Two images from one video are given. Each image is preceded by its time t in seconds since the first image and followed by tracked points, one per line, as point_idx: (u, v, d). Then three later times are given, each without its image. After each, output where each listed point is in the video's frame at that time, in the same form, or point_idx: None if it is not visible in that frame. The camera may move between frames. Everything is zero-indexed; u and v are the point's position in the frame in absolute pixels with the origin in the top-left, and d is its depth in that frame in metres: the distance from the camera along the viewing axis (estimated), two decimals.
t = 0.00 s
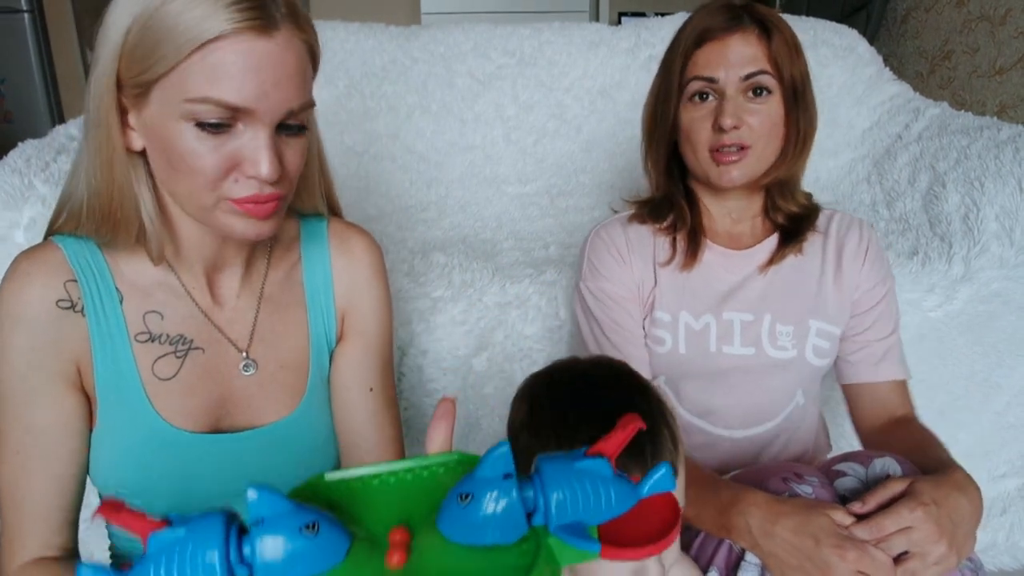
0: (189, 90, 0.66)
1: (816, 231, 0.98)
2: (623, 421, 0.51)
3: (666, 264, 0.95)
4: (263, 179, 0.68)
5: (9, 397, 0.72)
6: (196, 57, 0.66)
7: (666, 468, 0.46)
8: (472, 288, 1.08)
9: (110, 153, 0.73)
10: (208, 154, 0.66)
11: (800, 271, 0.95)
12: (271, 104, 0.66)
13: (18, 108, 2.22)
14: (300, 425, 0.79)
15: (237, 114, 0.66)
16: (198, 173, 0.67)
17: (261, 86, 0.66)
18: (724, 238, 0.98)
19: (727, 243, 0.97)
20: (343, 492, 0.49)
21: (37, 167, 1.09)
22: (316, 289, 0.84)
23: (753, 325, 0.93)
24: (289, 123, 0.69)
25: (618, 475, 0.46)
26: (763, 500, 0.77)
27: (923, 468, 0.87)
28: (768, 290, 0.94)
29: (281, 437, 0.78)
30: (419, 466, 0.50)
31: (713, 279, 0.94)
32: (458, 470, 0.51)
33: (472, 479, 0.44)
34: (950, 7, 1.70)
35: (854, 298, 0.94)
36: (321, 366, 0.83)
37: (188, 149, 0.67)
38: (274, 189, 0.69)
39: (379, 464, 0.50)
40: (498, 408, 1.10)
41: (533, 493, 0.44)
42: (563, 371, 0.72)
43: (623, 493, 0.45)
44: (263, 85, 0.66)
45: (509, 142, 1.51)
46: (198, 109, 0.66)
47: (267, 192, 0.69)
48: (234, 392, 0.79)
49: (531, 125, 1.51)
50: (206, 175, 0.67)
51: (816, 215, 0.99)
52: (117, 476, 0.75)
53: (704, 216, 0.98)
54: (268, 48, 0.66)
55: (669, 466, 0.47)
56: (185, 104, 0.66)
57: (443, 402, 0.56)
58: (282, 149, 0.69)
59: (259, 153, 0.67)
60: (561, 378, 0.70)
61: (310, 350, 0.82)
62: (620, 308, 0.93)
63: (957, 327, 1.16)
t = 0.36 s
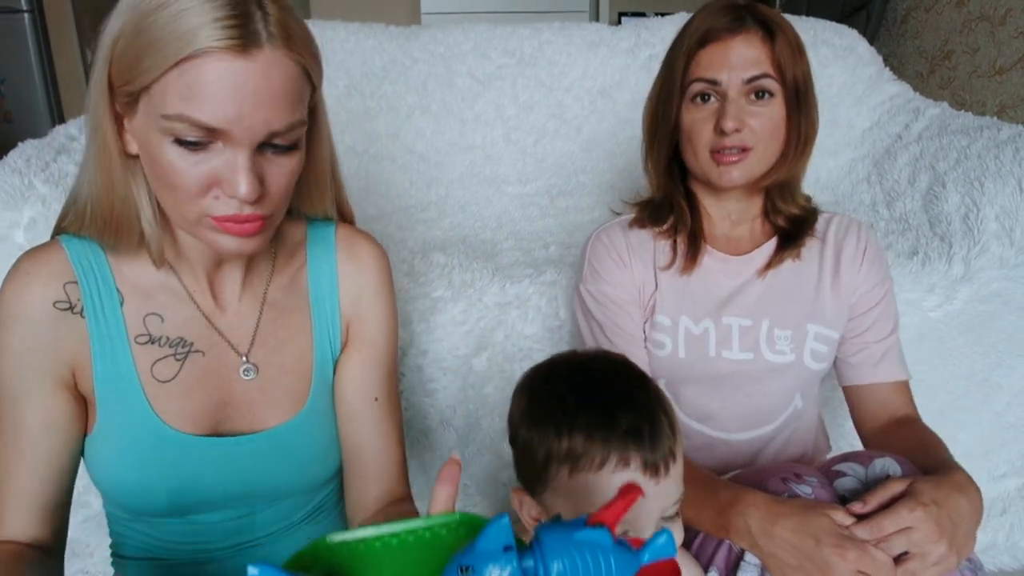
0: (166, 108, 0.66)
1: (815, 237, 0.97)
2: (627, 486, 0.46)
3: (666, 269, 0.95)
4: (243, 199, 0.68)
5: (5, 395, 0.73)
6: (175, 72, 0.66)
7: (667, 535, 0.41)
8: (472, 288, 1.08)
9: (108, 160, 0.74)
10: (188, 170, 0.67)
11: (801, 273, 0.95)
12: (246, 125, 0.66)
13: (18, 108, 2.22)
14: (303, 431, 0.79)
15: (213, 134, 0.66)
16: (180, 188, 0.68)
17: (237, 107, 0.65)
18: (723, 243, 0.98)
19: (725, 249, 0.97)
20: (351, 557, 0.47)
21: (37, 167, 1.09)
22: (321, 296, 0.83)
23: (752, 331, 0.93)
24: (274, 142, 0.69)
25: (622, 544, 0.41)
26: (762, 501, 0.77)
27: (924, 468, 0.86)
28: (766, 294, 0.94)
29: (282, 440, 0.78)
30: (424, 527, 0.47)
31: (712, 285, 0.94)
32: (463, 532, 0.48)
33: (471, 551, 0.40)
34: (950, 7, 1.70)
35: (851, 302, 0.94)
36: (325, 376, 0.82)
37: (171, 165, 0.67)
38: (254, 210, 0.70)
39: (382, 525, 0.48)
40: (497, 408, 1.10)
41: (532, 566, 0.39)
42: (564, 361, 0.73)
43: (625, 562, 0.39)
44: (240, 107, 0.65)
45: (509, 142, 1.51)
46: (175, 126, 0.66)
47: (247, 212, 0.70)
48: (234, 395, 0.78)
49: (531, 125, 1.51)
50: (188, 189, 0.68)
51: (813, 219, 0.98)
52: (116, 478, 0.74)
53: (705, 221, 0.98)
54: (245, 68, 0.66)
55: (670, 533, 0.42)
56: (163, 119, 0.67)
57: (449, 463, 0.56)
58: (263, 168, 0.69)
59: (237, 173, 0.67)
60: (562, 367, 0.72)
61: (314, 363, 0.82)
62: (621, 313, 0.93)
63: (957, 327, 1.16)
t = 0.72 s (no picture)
0: (157, 111, 0.66)
1: (814, 238, 0.97)
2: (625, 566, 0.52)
3: (666, 268, 0.95)
4: (238, 207, 0.68)
5: (13, 397, 0.73)
6: (167, 73, 0.66)
7: None
8: (472, 288, 1.08)
9: (108, 167, 0.74)
10: (185, 176, 0.67)
11: (801, 275, 0.95)
12: (238, 129, 0.66)
13: (18, 108, 2.22)
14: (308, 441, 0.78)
15: (204, 139, 0.66)
16: (177, 195, 0.68)
17: (228, 110, 0.65)
18: (721, 243, 0.98)
19: (726, 250, 0.97)
20: None
21: (37, 166, 1.09)
22: (329, 300, 0.83)
23: (751, 331, 0.93)
24: (271, 145, 0.69)
25: None
26: (763, 501, 0.77)
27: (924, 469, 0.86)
28: (765, 296, 0.94)
29: (286, 449, 0.78)
30: None
31: (712, 286, 0.94)
32: None
33: None
34: (950, 7, 1.70)
35: (850, 303, 0.94)
36: (331, 385, 0.82)
37: (168, 171, 0.68)
38: (251, 216, 0.69)
39: None
40: (497, 408, 1.10)
41: None
42: (561, 352, 0.73)
43: None
44: (231, 110, 0.65)
45: (509, 142, 1.51)
46: (167, 131, 0.66)
47: (244, 219, 0.69)
48: (240, 403, 0.79)
49: (531, 125, 1.51)
50: (185, 195, 0.68)
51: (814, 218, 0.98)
52: (119, 483, 0.74)
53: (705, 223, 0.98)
54: (237, 70, 0.66)
55: None
56: (157, 125, 0.67)
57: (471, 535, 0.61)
58: (260, 173, 0.69)
59: (233, 178, 0.67)
60: (560, 357, 0.71)
61: (322, 368, 0.82)
62: (622, 311, 0.93)
63: (957, 327, 1.16)
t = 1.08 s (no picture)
0: (163, 105, 0.67)
1: (811, 245, 0.96)
2: None
3: (665, 273, 0.95)
4: (246, 199, 0.68)
5: (17, 399, 0.74)
6: (172, 67, 0.66)
7: None
8: (472, 288, 1.08)
9: (113, 168, 0.74)
10: (192, 172, 0.67)
11: (801, 275, 0.95)
12: (245, 121, 0.66)
13: (18, 107, 2.22)
14: (311, 441, 0.78)
15: (213, 132, 0.66)
16: (185, 191, 0.68)
17: (234, 103, 0.66)
18: (719, 246, 0.98)
19: (721, 250, 0.97)
20: None
21: (37, 167, 1.09)
22: (335, 301, 0.83)
23: (750, 333, 0.93)
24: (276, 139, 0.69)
25: None
26: (762, 499, 0.77)
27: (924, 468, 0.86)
28: (762, 299, 0.94)
29: (292, 449, 0.78)
30: None
31: (711, 289, 0.94)
32: None
33: None
34: (950, 7, 1.70)
35: (848, 303, 0.94)
36: (339, 383, 0.82)
37: (171, 169, 0.68)
38: (260, 210, 0.70)
39: None
40: (498, 408, 1.10)
41: None
42: (570, 342, 0.77)
43: None
44: (238, 102, 0.66)
45: (509, 142, 1.51)
46: (173, 125, 0.66)
47: (253, 213, 0.69)
48: (247, 403, 0.78)
49: (531, 125, 1.51)
50: (192, 191, 0.68)
51: (810, 227, 0.97)
52: (123, 483, 0.74)
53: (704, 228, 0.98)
54: (242, 62, 0.66)
55: None
56: (162, 121, 0.67)
57: None
58: (266, 166, 0.69)
59: (242, 172, 0.68)
60: (572, 347, 0.76)
61: (328, 367, 0.82)
62: (619, 312, 0.93)
63: (957, 327, 1.16)
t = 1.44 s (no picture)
0: (168, 114, 0.66)
1: (812, 251, 0.95)
2: None
3: (665, 277, 0.95)
4: (251, 206, 0.68)
5: (19, 395, 0.73)
6: (177, 77, 0.66)
7: None
8: (472, 288, 1.08)
9: (115, 167, 0.74)
10: (194, 176, 0.67)
11: (801, 275, 0.95)
12: (249, 129, 0.66)
13: (18, 107, 2.21)
14: (311, 440, 0.79)
15: (218, 140, 0.66)
16: (186, 195, 0.68)
17: (239, 111, 0.66)
18: (720, 248, 0.98)
19: (722, 252, 0.97)
20: None
21: (37, 166, 1.09)
22: (337, 301, 0.83)
23: (751, 336, 0.93)
24: (278, 146, 0.69)
25: None
26: (761, 499, 0.77)
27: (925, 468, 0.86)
28: (761, 305, 0.94)
29: (294, 448, 0.78)
30: None
31: (712, 292, 0.94)
32: None
33: None
34: (950, 6, 1.70)
35: (852, 302, 0.94)
36: (340, 383, 0.82)
37: (172, 168, 0.68)
38: (263, 215, 0.70)
39: None
40: (498, 409, 1.10)
41: None
42: (594, 337, 0.77)
43: None
44: (243, 111, 0.66)
45: (509, 142, 1.51)
46: (178, 132, 0.66)
47: (256, 218, 0.70)
48: (246, 403, 0.78)
49: (531, 125, 1.51)
50: (196, 198, 0.68)
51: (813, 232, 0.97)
52: (125, 481, 0.74)
53: (705, 232, 0.98)
54: (246, 71, 0.66)
55: None
56: (167, 128, 0.66)
57: None
58: (270, 172, 0.70)
59: (246, 174, 0.68)
60: (596, 343, 0.76)
61: (330, 367, 0.82)
62: (618, 313, 0.94)
63: (957, 327, 1.16)
